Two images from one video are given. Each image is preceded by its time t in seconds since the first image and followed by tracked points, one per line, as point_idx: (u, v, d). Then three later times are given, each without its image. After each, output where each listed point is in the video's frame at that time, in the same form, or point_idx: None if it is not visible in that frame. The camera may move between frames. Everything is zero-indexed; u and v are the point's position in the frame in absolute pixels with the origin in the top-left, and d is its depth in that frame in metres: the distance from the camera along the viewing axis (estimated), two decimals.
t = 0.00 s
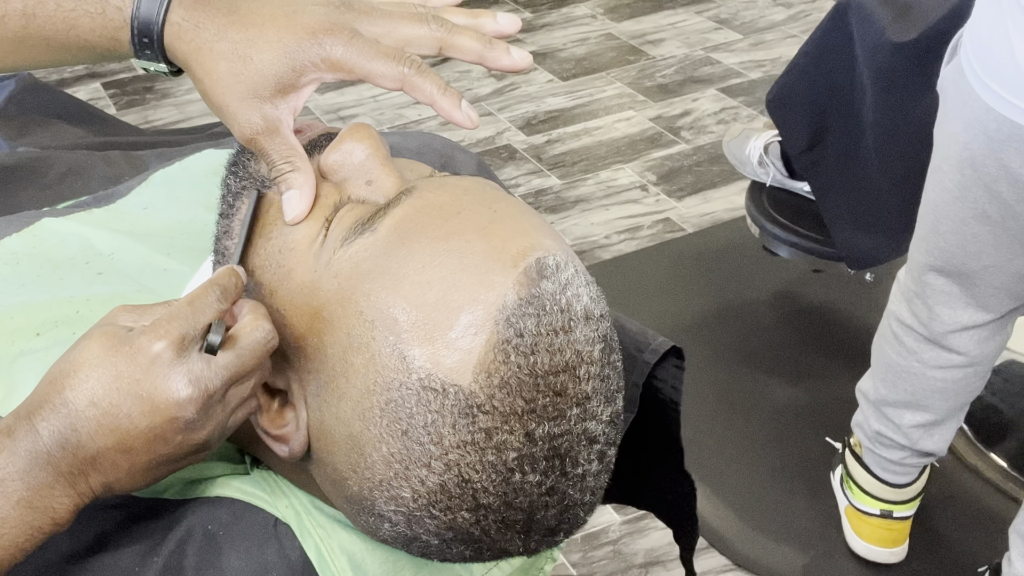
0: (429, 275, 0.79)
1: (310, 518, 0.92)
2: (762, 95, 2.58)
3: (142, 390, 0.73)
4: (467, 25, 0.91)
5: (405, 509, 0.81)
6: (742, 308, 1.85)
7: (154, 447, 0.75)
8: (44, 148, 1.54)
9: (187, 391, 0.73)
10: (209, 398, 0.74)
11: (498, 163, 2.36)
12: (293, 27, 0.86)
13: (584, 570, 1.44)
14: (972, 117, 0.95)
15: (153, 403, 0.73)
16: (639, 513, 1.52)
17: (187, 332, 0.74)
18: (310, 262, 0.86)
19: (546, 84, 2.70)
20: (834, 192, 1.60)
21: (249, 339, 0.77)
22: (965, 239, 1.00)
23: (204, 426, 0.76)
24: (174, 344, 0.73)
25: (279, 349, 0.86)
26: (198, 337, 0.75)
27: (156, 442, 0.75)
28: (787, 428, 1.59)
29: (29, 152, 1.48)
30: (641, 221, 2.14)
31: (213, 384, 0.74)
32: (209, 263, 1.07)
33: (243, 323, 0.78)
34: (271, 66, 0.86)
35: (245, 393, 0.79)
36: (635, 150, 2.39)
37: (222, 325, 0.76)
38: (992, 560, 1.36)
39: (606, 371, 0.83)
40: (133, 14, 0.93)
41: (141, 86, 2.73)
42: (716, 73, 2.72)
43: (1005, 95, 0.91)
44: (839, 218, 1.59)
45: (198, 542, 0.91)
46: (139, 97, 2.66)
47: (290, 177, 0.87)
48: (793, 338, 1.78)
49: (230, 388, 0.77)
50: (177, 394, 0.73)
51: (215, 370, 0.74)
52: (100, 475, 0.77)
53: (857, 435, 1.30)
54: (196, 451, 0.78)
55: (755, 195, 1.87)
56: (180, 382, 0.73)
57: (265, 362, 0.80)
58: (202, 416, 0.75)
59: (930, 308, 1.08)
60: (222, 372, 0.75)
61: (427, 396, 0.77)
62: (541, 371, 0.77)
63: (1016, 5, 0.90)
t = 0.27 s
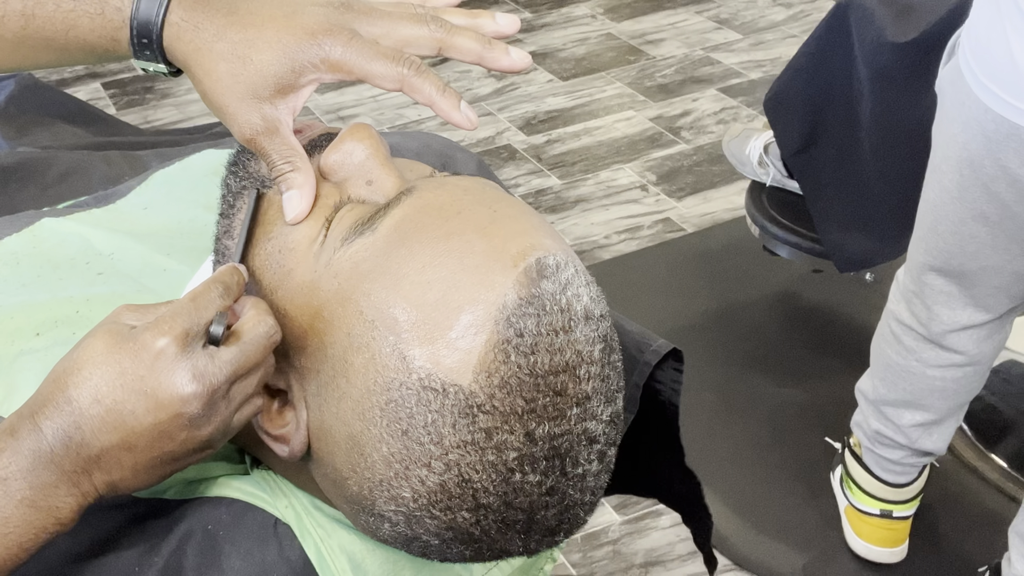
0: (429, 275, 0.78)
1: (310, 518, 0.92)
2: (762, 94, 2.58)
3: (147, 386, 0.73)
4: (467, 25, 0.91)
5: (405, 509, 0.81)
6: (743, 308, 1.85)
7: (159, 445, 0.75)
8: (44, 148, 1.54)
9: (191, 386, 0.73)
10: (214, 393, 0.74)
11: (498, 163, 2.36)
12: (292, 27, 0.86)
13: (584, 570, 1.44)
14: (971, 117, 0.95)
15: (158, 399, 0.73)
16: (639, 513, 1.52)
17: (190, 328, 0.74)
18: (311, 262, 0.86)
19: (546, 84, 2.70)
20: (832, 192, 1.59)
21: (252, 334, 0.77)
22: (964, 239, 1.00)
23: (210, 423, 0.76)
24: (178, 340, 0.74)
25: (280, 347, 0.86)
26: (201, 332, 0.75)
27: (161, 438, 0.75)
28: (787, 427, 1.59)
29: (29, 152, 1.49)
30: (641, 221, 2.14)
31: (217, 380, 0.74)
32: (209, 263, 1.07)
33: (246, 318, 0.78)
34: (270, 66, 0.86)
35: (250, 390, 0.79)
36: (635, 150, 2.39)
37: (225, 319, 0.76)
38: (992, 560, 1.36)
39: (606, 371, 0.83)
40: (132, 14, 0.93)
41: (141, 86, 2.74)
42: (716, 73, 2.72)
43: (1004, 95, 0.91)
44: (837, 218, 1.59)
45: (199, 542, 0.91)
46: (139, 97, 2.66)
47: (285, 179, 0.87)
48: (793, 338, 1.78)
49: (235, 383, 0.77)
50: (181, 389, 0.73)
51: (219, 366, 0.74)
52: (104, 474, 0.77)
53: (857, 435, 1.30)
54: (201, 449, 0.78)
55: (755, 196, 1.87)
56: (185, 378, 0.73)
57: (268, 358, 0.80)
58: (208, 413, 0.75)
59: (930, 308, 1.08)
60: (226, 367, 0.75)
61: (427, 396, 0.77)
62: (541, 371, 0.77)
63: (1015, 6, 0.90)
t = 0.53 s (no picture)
0: (429, 275, 0.79)
1: (310, 518, 0.92)
2: (762, 94, 2.58)
3: (149, 387, 0.73)
4: (466, 25, 0.91)
5: (405, 509, 0.81)
6: (743, 308, 1.85)
7: (161, 446, 0.75)
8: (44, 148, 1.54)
9: (194, 388, 0.73)
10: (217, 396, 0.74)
11: (498, 163, 2.36)
12: (291, 28, 0.86)
13: (584, 570, 1.44)
14: (972, 116, 0.95)
15: (160, 401, 0.73)
16: (639, 513, 1.52)
17: (193, 330, 0.74)
18: (311, 262, 0.86)
19: (546, 84, 2.70)
20: (832, 192, 1.59)
21: (256, 336, 0.76)
22: (965, 239, 1.00)
23: (213, 426, 0.76)
24: (180, 341, 0.73)
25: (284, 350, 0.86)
26: (204, 334, 0.75)
27: (163, 440, 0.75)
28: (787, 427, 1.59)
29: (29, 152, 1.49)
30: (641, 221, 2.14)
31: (220, 382, 0.74)
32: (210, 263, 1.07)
33: (249, 320, 0.77)
34: (270, 66, 0.86)
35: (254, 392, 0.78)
36: (635, 150, 2.39)
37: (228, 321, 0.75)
38: (992, 560, 1.36)
39: (606, 371, 0.83)
40: (132, 15, 0.93)
41: (141, 86, 2.74)
42: (716, 73, 2.72)
43: (1005, 94, 0.91)
44: (837, 218, 1.59)
45: (199, 543, 0.91)
46: (139, 97, 2.66)
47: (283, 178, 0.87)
48: (793, 338, 1.78)
49: (238, 385, 0.76)
50: (183, 392, 0.72)
51: (221, 368, 0.74)
52: (106, 475, 0.77)
53: (857, 435, 1.30)
54: (204, 451, 0.78)
55: (755, 196, 1.87)
56: (187, 380, 0.73)
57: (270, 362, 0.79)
58: (210, 416, 0.75)
59: (930, 308, 1.08)
60: (229, 369, 0.74)
61: (427, 396, 0.77)
62: (541, 371, 0.77)
63: (1016, 5, 0.91)
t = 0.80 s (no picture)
0: (430, 275, 0.79)
1: (310, 518, 0.92)
2: (762, 94, 2.58)
3: (150, 387, 0.73)
4: (466, 25, 0.91)
5: (405, 509, 0.81)
6: (742, 308, 1.85)
7: (162, 446, 0.75)
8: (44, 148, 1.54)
9: (195, 387, 0.73)
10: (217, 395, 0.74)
11: (498, 163, 2.36)
12: (292, 28, 0.86)
13: (584, 570, 1.44)
14: (973, 116, 0.95)
15: (161, 400, 0.73)
16: (639, 513, 1.52)
17: (194, 329, 0.74)
18: (311, 262, 0.86)
19: (546, 84, 2.70)
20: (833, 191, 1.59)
21: (257, 336, 0.77)
22: (965, 239, 1.00)
23: (214, 425, 0.76)
24: (181, 340, 0.73)
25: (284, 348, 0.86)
26: (204, 334, 0.75)
27: (164, 439, 0.75)
28: (787, 427, 1.59)
29: (29, 151, 1.49)
30: (641, 221, 2.14)
31: (221, 381, 0.74)
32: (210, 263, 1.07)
33: (250, 319, 0.78)
34: (270, 66, 0.86)
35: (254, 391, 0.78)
36: (635, 150, 2.39)
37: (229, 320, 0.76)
38: (992, 560, 1.36)
39: (606, 371, 0.83)
40: (132, 15, 0.93)
41: (141, 86, 2.73)
42: (716, 73, 2.72)
43: (1006, 94, 0.91)
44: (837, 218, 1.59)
45: (200, 542, 0.91)
46: (139, 97, 2.66)
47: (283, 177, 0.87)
48: (793, 338, 1.78)
49: (240, 384, 0.76)
50: (184, 391, 0.73)
51: (222, 366, 0.74)
52: (107, 475, 0.77)
53: (857, 434, 1.31)
54: (205, 451, 0.78)
55: (754, 197, 1.87)
56: (188, 379, 0.73)
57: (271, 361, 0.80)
58: (211, 416, 0.75)
59: (930, 308, 1.08)
60: (231, 368, 0.74)
61: (428, 396, 0.77)
62: (541, 371, 0.77)
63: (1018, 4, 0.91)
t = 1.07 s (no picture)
0: (430, 275, 0.79)
1: (310, 519, 0.92)
2: (762, 94, 2.58)
3: (151, 387, 0.73)
4: (466, 26, 0.91)
5: (405, 509, 0.81)
6: (743, 308, 1.85)
7: (162, 446, 0.75)
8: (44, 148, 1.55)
9: (197, 388, 0.73)
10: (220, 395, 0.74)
11: (498, 163, 2.36)
12: (291, 29, 0.86)
13: (584, 570, 1.44)
14: (972, 116, 0.95)
15: (163, 401, 0.73)
16: (639, 513, 1.52)
17: (194, 329, 0.74)
18: (311, 262, 0.86)
19: (546, 84, 2.70)
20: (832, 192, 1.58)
21: (259, 336, 0.77)
22: (965, 239, 1.00)
23: (215, 425, 0.76)
24: (183, 341, 0.73)
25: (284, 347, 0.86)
26: (205, 334, 0.75)
27: (165, 440, 0.75)
28: (787, 427, 1.59)
29: (29, 152, 1.49)
30: (641, 221, 2.14)
31: (223, 381, 0.74)
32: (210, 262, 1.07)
33: (251, 319, 0.78)
34: (270, 67, 0.86)
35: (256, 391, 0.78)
36: (635, 150, 2.39)
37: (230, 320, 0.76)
38: (992, 560, 1.36)
39: (606, 372, 0.83)
40: (131, 16, 0.93)
41: (141, 86, 2.74)
42: (716, 73, 2.72)
43: (1006, 95, 0.91)
44: (837, 218, 1.59)
45: (200, 542, 0.91)
46: (139, 98, 2.66)
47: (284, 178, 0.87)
48: (793, 338, 1.78)
49: (240, 384, 0.76)
50: (186, 392, 0.72)
51: (223, 367, 0.74)
52: (108, 474, 0.77)
53: (857, 434, 1.31)
54: (205, 450, 0.78)
55: (754, 196, 1.87)
56: (190, 380, 0.73)
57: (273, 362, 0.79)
58: (213, 415, 0.75)
59: (930, 308, 1.08)
60: (232, 368, 0.74)
61: (428, 396, 0.77)
62: (541, 371, 0.77)
63: (1016, 5, 0.91)
